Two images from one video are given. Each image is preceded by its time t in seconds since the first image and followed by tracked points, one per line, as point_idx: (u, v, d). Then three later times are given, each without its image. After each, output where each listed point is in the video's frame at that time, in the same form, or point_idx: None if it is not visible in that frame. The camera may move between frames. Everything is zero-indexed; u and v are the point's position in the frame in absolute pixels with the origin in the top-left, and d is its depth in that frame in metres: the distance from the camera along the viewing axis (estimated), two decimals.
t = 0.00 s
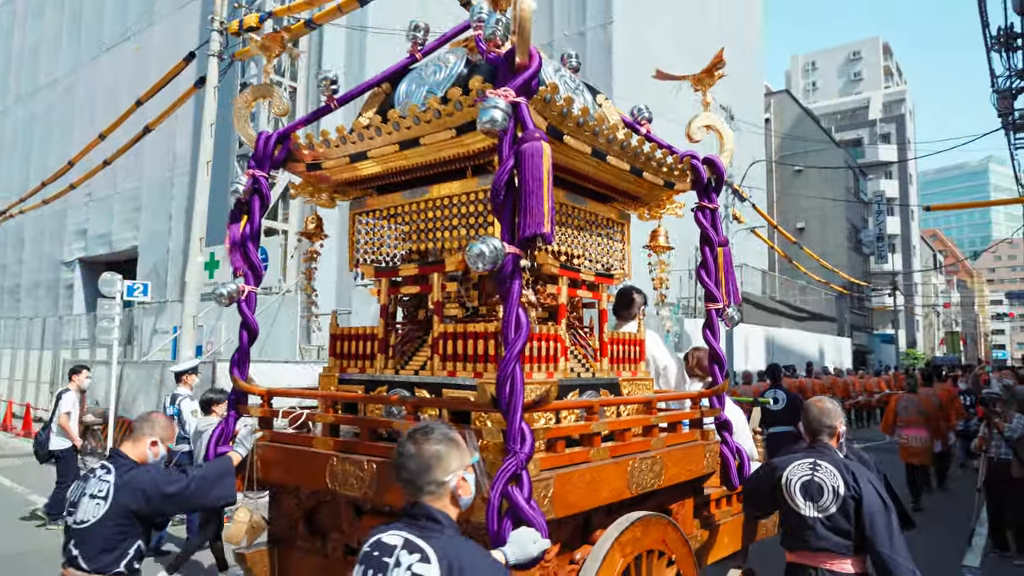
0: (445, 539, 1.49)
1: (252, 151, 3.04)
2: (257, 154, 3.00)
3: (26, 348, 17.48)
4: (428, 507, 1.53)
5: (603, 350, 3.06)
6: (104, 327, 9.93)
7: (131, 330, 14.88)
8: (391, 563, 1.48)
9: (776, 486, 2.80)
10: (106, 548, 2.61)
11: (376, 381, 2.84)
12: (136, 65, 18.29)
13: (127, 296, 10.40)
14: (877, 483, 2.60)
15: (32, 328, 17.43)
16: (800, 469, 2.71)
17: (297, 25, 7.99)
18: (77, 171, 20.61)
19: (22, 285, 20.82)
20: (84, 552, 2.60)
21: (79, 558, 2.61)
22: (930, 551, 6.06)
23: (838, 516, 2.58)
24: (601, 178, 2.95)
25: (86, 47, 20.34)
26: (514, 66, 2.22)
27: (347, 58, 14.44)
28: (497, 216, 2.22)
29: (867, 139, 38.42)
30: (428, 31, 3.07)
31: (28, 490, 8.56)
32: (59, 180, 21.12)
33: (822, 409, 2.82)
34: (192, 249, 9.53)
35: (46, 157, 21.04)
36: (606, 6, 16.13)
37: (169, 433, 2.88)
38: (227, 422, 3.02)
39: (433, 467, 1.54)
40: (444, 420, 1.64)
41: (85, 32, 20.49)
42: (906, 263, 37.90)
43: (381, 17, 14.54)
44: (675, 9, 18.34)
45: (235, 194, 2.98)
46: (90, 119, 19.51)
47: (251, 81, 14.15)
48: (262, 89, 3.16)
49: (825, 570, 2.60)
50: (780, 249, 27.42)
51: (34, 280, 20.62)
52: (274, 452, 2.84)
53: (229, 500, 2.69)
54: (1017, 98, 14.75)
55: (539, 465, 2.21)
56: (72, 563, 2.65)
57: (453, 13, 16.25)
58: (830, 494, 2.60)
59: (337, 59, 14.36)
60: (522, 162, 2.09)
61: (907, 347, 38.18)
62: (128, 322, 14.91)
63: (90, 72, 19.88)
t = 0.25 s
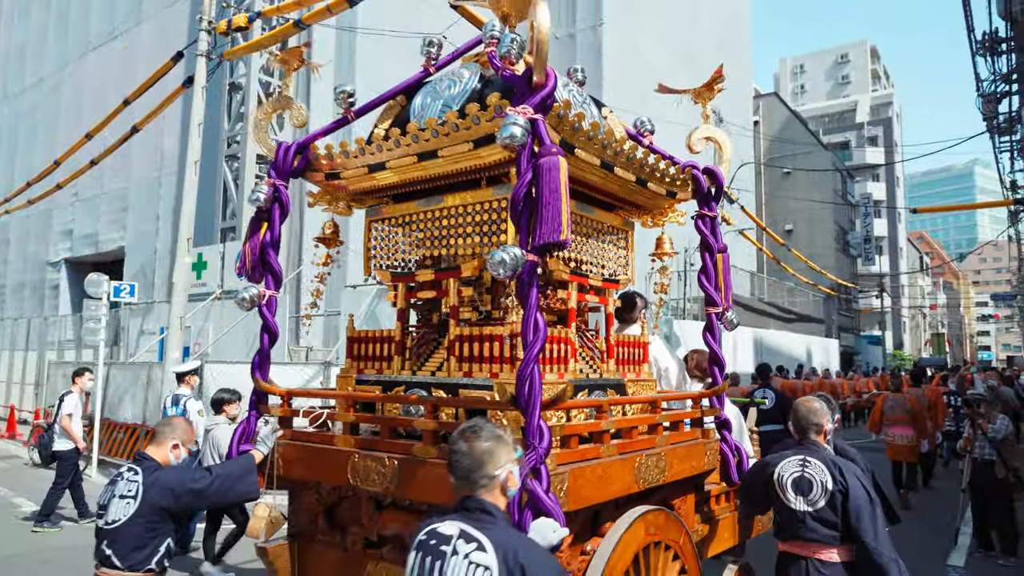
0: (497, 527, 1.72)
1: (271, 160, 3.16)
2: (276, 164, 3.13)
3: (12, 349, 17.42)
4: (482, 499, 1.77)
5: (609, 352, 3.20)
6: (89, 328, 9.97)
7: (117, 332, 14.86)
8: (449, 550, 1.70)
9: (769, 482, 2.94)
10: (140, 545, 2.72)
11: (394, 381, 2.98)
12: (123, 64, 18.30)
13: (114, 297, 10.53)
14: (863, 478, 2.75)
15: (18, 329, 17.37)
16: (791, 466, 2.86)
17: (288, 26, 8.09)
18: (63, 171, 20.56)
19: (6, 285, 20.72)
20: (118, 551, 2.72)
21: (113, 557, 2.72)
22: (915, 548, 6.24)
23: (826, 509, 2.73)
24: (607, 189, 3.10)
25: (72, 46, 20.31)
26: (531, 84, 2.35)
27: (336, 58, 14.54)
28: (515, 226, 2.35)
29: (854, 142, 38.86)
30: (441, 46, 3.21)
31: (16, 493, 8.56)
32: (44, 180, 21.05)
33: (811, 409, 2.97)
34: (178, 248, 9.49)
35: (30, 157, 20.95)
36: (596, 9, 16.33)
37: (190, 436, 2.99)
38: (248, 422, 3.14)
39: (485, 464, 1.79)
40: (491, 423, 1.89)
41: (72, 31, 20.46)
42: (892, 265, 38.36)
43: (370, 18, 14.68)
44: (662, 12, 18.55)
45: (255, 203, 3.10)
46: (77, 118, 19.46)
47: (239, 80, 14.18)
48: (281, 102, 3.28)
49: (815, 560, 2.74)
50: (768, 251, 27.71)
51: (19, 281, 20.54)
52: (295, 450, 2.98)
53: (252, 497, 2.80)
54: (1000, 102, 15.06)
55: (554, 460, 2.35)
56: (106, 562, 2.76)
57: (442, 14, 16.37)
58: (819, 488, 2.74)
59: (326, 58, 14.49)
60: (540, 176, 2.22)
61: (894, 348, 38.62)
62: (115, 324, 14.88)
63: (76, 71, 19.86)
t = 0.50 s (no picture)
0: (530, 512, 1.95)
1: (292, 169, 3.27)
2: (296, 173, 3.25)
3: None
4: (516, 487, 2.01)
5: (616, 355, 3.34)
6: (75, 328, 10.00)
7: (104, 333, 14.85)
8: (486, 534, 1.93)
9: (762, 476, 3.07)
10: (172, 528, 2.84)
11: (411, 383, 3.11)
12: (111, 62, 18.30)
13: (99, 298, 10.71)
14: (852, 474, 2.90)
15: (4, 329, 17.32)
16: (784, 461, 2.99)
17: (278, 27, 8.15)
18: (49, 171, 20.53)
19: None
20: (151, 534, 2.83)
21: (147, 542, 2.83)
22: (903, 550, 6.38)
23: (815, 503, 2.88)
24: (616, 199, 3.24)
25: (60, 45, 20.31)
26: (550, 102, 2.48)
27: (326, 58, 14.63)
28: (534, 238, 2.50)
29: (843, 145, 39.28)
30: (455, 61, 3.34)
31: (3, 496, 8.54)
32: (30, 180, 21.01)
33: (806, 406, 3.09)
34: (167, 249, 9.36)
35: (16, 155, 20.90)
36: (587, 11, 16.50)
37: (210, 430, 3.15)
38: (270, 420, 3.26)
39: (520, 455, 2.01)
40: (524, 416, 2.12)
41: (59, 30, 20.46)
42: (880, 267, 38.77)
43: (361, 19, 14.79)
44: (652, 15, 18.73)
45: (276, 211, 3.21)
46: (65, 116, 19.42)
47: (228, 80, 14.13)
48: (300, 112, 3.38)
49: (805, 550, 2.89)
50: (757, 253, 27.98)
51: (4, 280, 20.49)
52: (315, 449, 3.10)
53: (272, 492, 2.90)
54: (986, 107, 15.33)
55: (572, 458, 2.49)
56: (140, 549, 2.86)
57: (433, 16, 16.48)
58: (809, 483, 2.88)
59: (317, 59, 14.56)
60: (559, 190, 2.35)
61: (881, 349, 39.00)
62: (101, 325, 14.86)
63: (64, 70, 19.88)
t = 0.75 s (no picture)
0: (549, 510, 2.05)
1: (311, 176, 3.39)
2: (315, 180, 3.38)
3: None
4: (535, 486, 2.11)
5: (623, 357, 3.48)
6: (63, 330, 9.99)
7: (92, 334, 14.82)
8: (509, 532, 2.04)
9: (768, 476, 3.22)
10: (190, 521, 2.88)
11: (427, 384, 3.24)
12: (99, 60, 18.35)
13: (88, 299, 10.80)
14: (854, 476, 3.05)
15: None
16: (790, 463, 3.14)
17: (268, 28, 7.94)
18: (37, 170, 20.50)
19: None
20: (171, 527, 2.88)
21: (166, 535, 2.88)
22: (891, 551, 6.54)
23: (820, 503, 3.03)
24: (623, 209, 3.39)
25: (48, 44, 20.29)
26: (566, 119, 2.63)
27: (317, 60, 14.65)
28: (550, 246, 2.65)
29: (831, 147, 39.68)
30: (469, 73, 3.48)
31: None
32: (17, 180, 20.96)
33: (811, 411, 3.24)
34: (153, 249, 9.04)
35: (4, 155, 20.85)
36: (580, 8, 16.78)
37: (230, 429, 3.27)
38: (289, 419, 3.37)
39: (535, 456, 2.11)
40: (538, 420, 2.20)
41: (48, 29, 20.45)
42: (868, 269, 39.17)
43: (352, 21, 14.83)
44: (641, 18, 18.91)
45: (296, 216, 3.34)
46: (53, 116, 19.39)
47: (219, 80, 14.33)
48: (318, 122, 3.51)
49: (809, 547, 3.03)
50: (747, 254, 28.24)
51: None
52: (335, 446, 3.23)
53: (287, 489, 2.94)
54: (971, 110, 15.60)
55: (585, 456, 2.62)
56: (160, 543, 2.90)
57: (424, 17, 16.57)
58: (815, 485, 3.02)
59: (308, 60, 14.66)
60: (575, 202, 2.51)
61: (870, 351, 39.36)
62: (90, 327, 14.87)
63: (52, 69, 19.85)
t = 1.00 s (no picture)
0: (562, 498, 2.19)
1: (326, 184, 3.52)
2: (331, 188, 3.50)
3: None
4: (550, 478, 2.24)
5: (628, 360, 3.62)
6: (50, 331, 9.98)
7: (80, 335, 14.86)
8: (530, 521, 2.17)
9: (775, 469, 3.38)
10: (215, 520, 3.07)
11: (440, 385, 3.36)
12: (86, 61, 18.36)
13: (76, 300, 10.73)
14: (858, 468, 3.22)
15: None
16: (796, 456, 3.31)
17: (258, 27, 8.01)
18: (24, 170, 20.46)
19: None
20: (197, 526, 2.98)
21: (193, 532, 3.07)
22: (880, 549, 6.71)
23: (826, 494, 3.19)
24: (629, 216, 3.53)
25: (36, 43, 20.25)
26: (578, 132, 2.78)
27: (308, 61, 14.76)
28: (563, 254, 2.79)
29: (821, 150, 40.04)
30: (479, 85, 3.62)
31: None
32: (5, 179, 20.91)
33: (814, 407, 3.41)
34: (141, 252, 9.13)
35: None
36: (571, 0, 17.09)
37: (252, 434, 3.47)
38: (305, 419, 3.49)
39: (547, 452, 2.24)
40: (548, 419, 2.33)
41: (36, 28, 20.41)
42: (857, 272, 39.57)
43: (343, 21, 14.88)
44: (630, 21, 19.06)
45: (313, 223, 3.46)
46: (39, 117, 19.39)
47: (207, 80, 14.44)
48: (334, 131, 3.63)
49: (814, 536, 3.20)
50: (737, 257, 28.51)
51: None
52: (351, 445, 3.34)
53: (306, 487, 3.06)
54: (958, 115, 15.85)
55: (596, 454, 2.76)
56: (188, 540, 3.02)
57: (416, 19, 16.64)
58: (821, 476, 3.18)
59: (297, 60, 14.79)
60: (588, 212, 2.66)
61: (858, 353, 39.77)
62: (76, 328, 15.16)
63: (39, 67, 19.81)
